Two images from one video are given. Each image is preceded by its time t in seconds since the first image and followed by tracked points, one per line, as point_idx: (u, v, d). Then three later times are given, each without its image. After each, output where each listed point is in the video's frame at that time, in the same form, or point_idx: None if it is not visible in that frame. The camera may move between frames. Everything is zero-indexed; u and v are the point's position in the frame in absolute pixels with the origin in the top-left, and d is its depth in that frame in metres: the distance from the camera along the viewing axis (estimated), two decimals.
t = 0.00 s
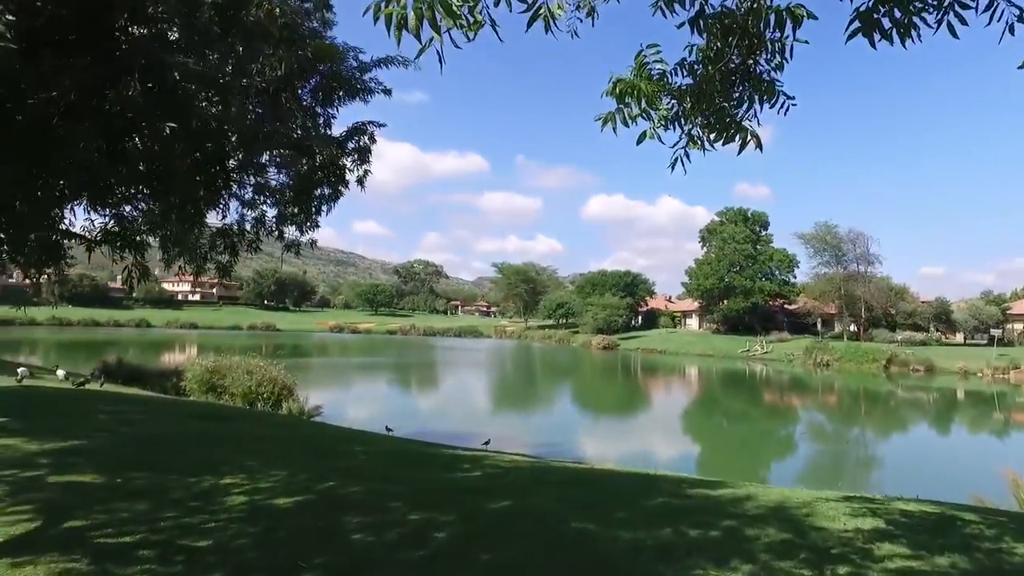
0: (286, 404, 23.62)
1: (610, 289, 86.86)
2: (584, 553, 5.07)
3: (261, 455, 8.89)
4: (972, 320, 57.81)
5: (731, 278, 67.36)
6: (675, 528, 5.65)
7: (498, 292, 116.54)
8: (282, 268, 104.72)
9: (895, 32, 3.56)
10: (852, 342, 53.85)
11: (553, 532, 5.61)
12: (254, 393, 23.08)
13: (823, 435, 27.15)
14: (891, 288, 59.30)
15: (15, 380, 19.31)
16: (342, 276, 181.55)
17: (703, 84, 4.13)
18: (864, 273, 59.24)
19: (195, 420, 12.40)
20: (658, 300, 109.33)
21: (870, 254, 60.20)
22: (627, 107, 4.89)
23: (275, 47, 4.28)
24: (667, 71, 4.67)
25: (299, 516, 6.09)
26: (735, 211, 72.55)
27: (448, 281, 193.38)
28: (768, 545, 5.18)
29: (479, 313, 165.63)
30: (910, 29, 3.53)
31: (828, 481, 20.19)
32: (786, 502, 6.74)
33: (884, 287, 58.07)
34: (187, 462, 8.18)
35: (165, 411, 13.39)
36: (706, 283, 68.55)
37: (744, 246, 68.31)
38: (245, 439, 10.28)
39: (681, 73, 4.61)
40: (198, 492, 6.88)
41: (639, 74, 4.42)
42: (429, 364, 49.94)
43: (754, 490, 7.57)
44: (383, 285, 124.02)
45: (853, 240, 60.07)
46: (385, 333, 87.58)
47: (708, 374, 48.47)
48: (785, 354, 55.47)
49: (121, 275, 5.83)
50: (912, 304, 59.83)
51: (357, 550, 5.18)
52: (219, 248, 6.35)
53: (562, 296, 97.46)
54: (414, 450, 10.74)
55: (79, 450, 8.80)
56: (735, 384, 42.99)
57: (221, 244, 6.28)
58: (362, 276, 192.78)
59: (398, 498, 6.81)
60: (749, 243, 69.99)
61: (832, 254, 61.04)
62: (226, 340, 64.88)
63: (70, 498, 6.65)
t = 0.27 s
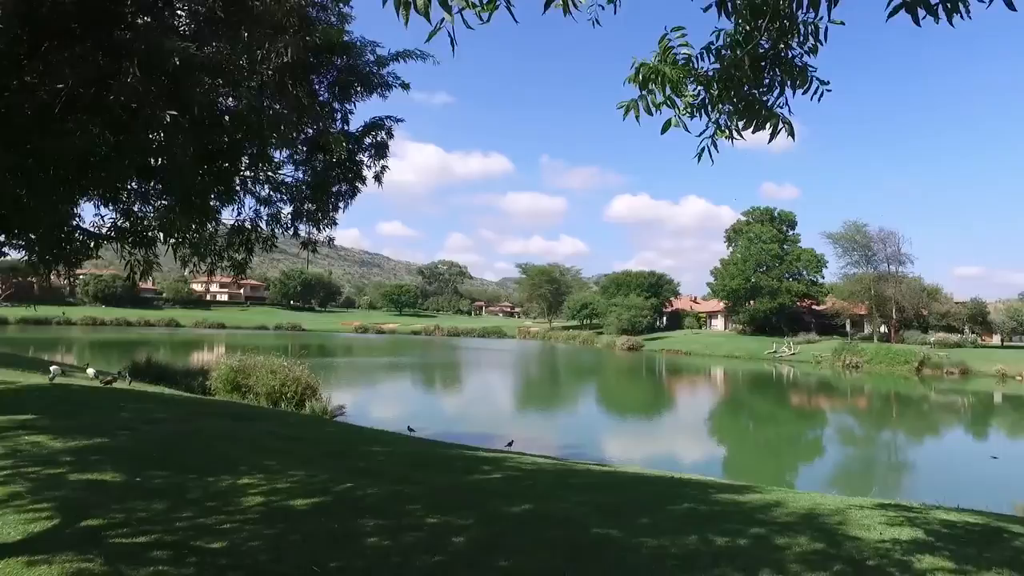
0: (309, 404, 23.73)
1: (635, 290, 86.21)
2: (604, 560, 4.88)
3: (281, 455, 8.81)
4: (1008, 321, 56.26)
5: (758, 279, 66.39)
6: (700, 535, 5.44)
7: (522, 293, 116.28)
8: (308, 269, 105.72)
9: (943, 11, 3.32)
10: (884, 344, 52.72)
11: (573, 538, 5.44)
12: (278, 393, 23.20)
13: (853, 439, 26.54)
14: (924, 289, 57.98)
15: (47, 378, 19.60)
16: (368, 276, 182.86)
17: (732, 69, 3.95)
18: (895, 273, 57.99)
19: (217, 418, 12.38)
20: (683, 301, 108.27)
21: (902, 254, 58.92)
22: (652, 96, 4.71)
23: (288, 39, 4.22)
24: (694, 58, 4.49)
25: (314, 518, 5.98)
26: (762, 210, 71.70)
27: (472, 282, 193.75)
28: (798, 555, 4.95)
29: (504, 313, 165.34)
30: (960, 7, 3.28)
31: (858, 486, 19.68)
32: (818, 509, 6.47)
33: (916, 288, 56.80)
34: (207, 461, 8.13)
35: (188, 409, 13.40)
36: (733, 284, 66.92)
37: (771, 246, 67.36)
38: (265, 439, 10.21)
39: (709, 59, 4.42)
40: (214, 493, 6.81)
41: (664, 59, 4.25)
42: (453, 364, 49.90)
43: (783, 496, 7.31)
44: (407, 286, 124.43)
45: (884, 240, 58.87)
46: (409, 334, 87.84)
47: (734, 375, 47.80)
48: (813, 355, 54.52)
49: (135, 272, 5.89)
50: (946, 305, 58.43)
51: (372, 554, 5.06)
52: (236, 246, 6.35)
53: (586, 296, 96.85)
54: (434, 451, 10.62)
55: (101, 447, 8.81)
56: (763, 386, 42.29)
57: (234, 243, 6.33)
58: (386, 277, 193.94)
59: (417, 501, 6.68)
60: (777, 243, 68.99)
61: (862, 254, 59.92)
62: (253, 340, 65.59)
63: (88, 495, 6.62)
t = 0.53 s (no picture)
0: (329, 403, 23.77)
1: (657, 290, 85.57)
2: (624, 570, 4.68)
3: (298, 456, 8.72)
4: None
5: (783, 279, 65.48)
6: (725, 544, 5.21)
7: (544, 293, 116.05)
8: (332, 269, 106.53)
9: None
10: (913, 345, 51.66)
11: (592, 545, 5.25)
12: (299, 393, 23.28)
13: (881, 442, 25.94)
14: (954, 290, 56.71)
15: (74, 377, 19.85)
16: (391, 277, 183.86)
17: (759, 50, 3.74)
18: (925, 273, 56.73)
19: (236, 417, 12.37)
20: (706, 301, 107.34)
21: (931, 254, 57.70)
22: (675, 81, 4.53)
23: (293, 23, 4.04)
24: (719, 41, 4.29)
25: (326, 521, 5.85)
26: (787, 210, 70.74)
27: (494, 282, 193.95)
28: (829, 566, 4.72)
29: (526, 314, 165.16)
30: None
31: (887, 491, 19.08)
32: (849, 518, 6.19)
33: (947, 288, 55.59)
34: (222, 462, 8.06)
35: (208, 408, 13.42)
36: (758, 284, 65.97)
37: (797, 246, 66.41)
38: (283, 439, 10.15)
39: (734, 42, 4.23)
40: (229, 493, 6.72)
41: (687, 41, 4.07)
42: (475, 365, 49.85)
43: (811, 502, 7.03)
44: (429, 286, 124.85)
45: (913, 239, 57.69)
46: (432, 334, 88.08)
47: (759, 376, 47.12)
48: (840, 357, 53.59)
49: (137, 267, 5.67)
50: (977, 306, 57.10)
51: (384, 559, 4.91)
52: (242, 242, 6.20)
53: (608, 296, 96.37)
54: (452, 452, 10.48)
55: (120, 446, 8.78)
56: (787, 387, 41.63)
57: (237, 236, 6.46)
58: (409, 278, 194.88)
59: (432, 505, 6.52)
60: (802, 243, 68.00)
61: (890, 254, 58.83)
62: (277, 340, 66.17)
63: (104, 494, 6.55)
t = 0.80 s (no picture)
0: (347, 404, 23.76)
1: (678, 291, 84.87)
2: None
3: (312, 458, 8.62)
4: None
5: (806, 279, 64.58)
6: (748, 554, 5.00)
7: (563, 294, 115.66)
8: (352, 270, 107.19)
9: None
10: (940, 347, 50.62)
11: (608, 553, 5.07)
12: (317, 393, 23.29)
13: (907, 446, 25.38)
14: (983, 290, 55.49)
15: (96, 376, 20.01)
16: (411, 278, 184.52)
17: (785, 34, 3.57)
18: (953, 274, 55.58)
19: (253, 418, 12.33)
20: (727, 302, 106.31)
21: (959, 254, 56.52)
22: (696, 67, 4.35)
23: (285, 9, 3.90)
24: (742, 25, 4.12)
25: (337, 525, 5.73)
26: (809, 209, 69.79)
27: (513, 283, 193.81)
28: None
29: (545, 315, 164.73)
30: None
31: (914, 496, 18.62)
32: (879, 527, 5.94)
33: (975, 288, 54.40)
34: (235, 463, 7.98)
35: (225, 408, 13.40)
36: (779, 285, 65.45)
37: (820, 246, 65.48)
38: (298, 440, 10.06)
39: (759, 25, 4.05)
40: (241, 495, 6.64)
41: (709, 24, 3.90)
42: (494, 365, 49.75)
43: (838, 510, 6.77)
44: (449, 287, 125.04)
45: (940, 239, 56.56)
46: (451, 335, 88.15)
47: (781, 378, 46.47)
48: (864, 358, 52.69)
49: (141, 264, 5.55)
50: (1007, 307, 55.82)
51: (394, 566, 4.78)
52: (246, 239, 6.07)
53: (628, 297, 95.80)
54: (468, 454, 10.34)
55: (134, 446, 8.73)
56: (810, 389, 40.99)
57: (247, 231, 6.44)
58: (429, 279, 195.46)
59: (445, 509, 6.38)
60: (825, 242, 67.03)
61: (916, 254, 57.81)
62: (298, 340, 66.62)
63: (116, 495, 6.47)
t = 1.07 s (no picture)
0: (364, 404, 23.73)
1: (697, 291, 84.18)
2: None
3: (323, 460, 8.49)
4: None
5: (828, 279, 63.68)
6: (770, 566, 4.79)
7: (582, 295, 115.34)
8: (371, 270, 107.64)
9: None
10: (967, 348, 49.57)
11: (623, 562, 4.88)
12: (334, 393, 23.29)
13: (934, 450, 24.77)
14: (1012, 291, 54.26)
15: (117, 374, 20.11)
16: (429, 278, 185.03)
17: (810, 11, 3.39)
18: (980, 273, 54.41)
19: (268, 417, 12.25)
20: (748, 302, 105.46)
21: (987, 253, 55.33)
22: (714, 50, 4.16)
23: None
24: (764, 2, 3.92)
25: (344, 530, 5.58)
26: (832, 208, 68.82)
27: (532, 284, 193.59)
28: None
29: (564, 315, 164.30)
30: None
31: (941, 502, 18.11)
32: (909, 539, 5.67)
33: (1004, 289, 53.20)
34: (246, 465, 7.86)
35: (241, 407, 13.35)
36: (801, 285, 64.59)
37: (842, 245, 64.54)
38: (311, 441, 9.95)
39: None
40: (249, 498, 6.52)
41: (728, 2, 3.68)
42: (513, 366, 49.61)
43: (865, 519, 6.50)
44: (468, 287, 125.22)
45: (968, 238, 55.41)
46: (470, 335, 88.20)
47: (802, 380, 45.81)
48: (888, 360, 51.79)
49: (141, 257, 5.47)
50: None
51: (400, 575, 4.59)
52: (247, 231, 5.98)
53: (647, 297, 95.24)
54: (482, 456, 10.19)
55: (145, 446, 8.65)
56: (833, 391, 40.30)
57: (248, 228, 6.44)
58: (449, 279, 195.84)
59: (456, 515, 6.20)
60: (848, 242, 66.08)
61: (941, 253, 56.95)
62: (318, 340, 66.95)
63: (124, 495, 6.35)
